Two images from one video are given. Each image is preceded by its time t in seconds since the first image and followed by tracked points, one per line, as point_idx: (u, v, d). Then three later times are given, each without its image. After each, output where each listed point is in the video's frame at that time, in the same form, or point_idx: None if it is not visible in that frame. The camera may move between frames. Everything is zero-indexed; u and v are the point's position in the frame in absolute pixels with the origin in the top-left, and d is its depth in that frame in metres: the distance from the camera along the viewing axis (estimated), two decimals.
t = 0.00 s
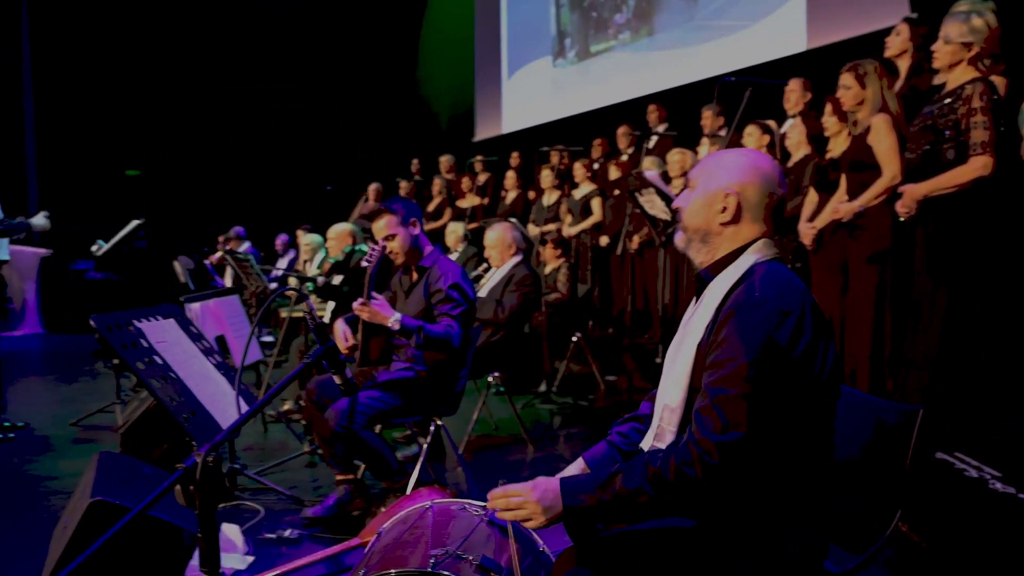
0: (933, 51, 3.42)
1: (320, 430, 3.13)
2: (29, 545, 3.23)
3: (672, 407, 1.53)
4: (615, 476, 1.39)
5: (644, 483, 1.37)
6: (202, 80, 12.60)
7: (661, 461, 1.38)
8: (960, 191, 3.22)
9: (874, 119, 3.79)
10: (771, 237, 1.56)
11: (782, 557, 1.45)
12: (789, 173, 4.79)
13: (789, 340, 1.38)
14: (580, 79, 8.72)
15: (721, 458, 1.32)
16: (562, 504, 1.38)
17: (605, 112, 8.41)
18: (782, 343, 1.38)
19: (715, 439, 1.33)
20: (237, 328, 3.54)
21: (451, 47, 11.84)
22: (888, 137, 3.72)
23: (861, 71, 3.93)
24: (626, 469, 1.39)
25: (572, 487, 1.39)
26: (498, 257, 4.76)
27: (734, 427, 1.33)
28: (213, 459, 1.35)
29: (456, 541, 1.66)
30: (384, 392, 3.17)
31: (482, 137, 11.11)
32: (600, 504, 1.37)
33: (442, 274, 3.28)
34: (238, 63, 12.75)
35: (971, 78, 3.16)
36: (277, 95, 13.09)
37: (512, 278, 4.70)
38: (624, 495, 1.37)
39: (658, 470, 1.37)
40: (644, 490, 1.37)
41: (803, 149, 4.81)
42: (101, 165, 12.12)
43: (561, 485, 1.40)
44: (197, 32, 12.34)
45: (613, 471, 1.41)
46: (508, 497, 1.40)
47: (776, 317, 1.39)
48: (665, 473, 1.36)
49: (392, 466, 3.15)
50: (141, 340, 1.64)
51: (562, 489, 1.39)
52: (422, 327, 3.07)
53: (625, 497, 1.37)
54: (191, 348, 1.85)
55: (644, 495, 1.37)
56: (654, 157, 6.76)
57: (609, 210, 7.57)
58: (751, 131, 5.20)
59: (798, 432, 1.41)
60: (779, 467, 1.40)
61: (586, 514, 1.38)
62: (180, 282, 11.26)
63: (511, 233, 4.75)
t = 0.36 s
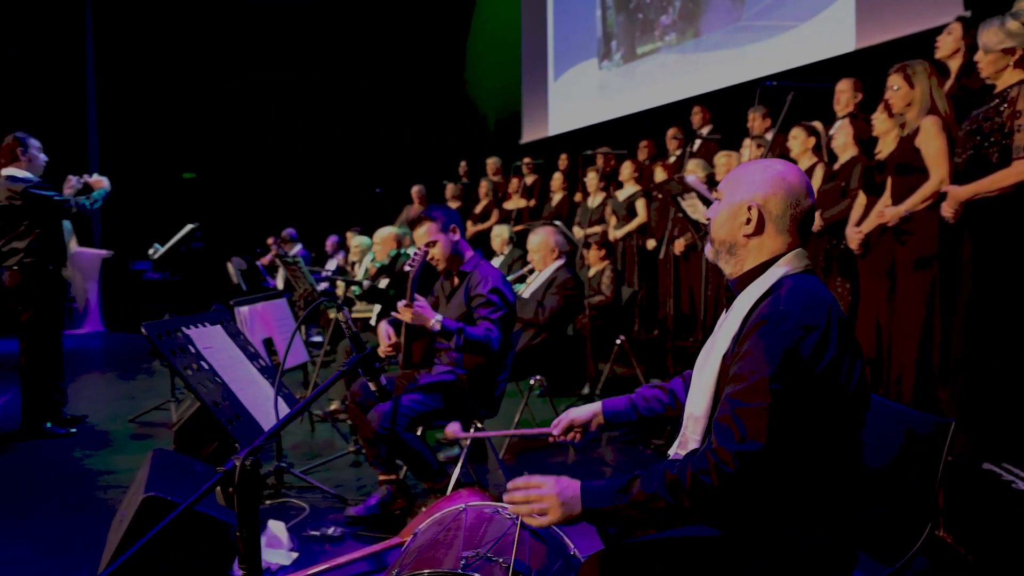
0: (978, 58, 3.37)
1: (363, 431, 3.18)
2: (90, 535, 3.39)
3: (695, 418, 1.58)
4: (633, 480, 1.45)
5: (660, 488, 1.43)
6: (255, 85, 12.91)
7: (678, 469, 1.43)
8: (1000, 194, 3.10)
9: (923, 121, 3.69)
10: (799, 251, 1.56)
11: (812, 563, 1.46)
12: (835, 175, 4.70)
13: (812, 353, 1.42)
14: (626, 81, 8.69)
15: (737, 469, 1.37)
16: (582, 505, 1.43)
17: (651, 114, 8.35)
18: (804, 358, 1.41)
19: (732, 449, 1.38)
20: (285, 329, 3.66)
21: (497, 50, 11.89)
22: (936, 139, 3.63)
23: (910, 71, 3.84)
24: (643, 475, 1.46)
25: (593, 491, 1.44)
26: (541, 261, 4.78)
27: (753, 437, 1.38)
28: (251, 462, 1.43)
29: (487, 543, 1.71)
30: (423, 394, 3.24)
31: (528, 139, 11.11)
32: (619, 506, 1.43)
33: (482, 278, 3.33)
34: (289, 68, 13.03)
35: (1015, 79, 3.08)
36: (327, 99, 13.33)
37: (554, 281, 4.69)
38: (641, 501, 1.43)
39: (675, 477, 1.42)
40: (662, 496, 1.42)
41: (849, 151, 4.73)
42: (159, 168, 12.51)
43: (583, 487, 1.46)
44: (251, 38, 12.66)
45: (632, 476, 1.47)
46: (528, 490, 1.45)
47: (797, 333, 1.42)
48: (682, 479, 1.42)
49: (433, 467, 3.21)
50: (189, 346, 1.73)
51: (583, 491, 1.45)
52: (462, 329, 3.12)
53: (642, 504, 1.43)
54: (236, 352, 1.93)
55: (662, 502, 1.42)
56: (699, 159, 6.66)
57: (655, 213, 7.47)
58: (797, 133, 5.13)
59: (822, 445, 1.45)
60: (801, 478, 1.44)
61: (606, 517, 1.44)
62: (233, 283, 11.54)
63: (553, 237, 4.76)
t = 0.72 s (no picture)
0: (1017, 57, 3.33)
1: (396, 430, 3.27)
2: (134, 523, 3.57)
3: (705, 418, 1.61)
4: (640, 476, 1.52)
5: (666, 484, 1.48)
6: (300, 89, 13.14)
7: (685, 464, 1.48)
8: None
9: (963, 121, 3.64)
10: (808, 256, 1.58)
11: (813, 563, 1.48)
12: (876, 176, 4.65)
13: (820, 355, 1.44)
14: (664, 82, 8.62)
15: (745, 465, 1.41)
16: (591, 503, 1.51)
17: (689, 114, 8.27)
18: (810, 359, 1.44)
19: (740, 447, 1.41)
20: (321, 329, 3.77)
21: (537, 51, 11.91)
22: (977, 140, 3.58)
23: (951, 69, 3.78)
24: (650, 471, 1.52)
25: (602, 487, 1.52)
26: (575, 262, 4.80)
27: (760, 434, 1.41)
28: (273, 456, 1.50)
29: (505, 538, 1.76)
30: (459, 393, 3.29)
31: (567, 140, 11.11)
32: (626, 502, 1.50)
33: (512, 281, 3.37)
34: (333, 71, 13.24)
35: None
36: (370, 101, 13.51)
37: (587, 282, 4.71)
38: (648, 496, 1.49)
39: (681, 472, 1.47)
40: (666, 492, 1.48)
41: (890, 153, 4.62)
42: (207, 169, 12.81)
43: (594, 484, 1.53)
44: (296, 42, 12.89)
45: (640, 473, 1.54)
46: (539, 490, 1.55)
47: (803, 334, 1.45)
48: (686, 475, 1.46)
49: (463, 466, 3.27)
50: (223, 346, 1.82)
51: (594, 488, 1.52)
52: (491, 332, 3.22)
53: (648, 499, 1.49)
54: (269, 352, 2.02)
55: (667, 497, 1.48)
56: (738, 160, 6.60)
57: (693, 215, 7.41)
58: (835, 133, 5.09)
59: (829, 447, 1.46)
60: (808, 477, 1.46)
61: (613, 512, 1.50)
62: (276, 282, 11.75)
63: (587, 239, 4.79)
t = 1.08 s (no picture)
0: None
1: (427, 432, 3.30)
2: (173, 518, 3.69)
3: (725, 431, 1.60)
4: (664, 482, 1.46)
5: (690, 493, 1.43)
6: (340, 91, 13.31)
7: (709, 476, 1.43)
8: None
9: (1001, 121, 3.59)
10: (827, 266, 1.56)
11: None
12: (916, 177, 4.57)
13: (839, 368, 1.41)
14: (702, 82, 8.51)
15: (767, 481, 1.37)
16: (613, 501, 1.45)
17: (728, 114, 8.16)
18: (830, 373, 1.41)
19: (761, 462, 1.38)
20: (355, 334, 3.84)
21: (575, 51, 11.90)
22: (1015, 140, 3.53)
23: (990, 69, 3.72)
24: (674, 477, 1.46)
25: (625, 488, 1.46)
26: (608, 265, 4.80)
27: (781, 451, 1.38)
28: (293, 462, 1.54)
29: (525, 541, 1.79)
30: (486, 396, 3.33)
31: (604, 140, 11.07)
32: (648, 506, 1.45)
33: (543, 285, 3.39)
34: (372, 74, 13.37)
35: None
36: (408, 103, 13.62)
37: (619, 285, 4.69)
38: (671, 502, 1.44)
39: (704, 484, 1.42)
40: (689, 501, 1.43)
41: (932, 153, 4.55)
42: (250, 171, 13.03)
43: (617, 484, 1.47)
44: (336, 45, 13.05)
45: (664, 478, 1.48)
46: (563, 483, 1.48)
47: (822, 347, 1.42)
48: (710, 487, 1.41)
49: (493, 468, 3.31)
50: (251, 350, 1.88)
51: (617, 488, 1.46)
52: (523, 337, 3.24)
53: (668, 505, 1.44)
54: (297, 356, 2.08)
55: (689, 507, 1.43)
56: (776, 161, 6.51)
57: (731, 216, 7.33)
58: (874, 133, 5.01)
59: (848, 461, 1.44)
60: (825, 493, 1.44)
61: (634, 514, 1.45)
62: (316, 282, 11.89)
63: (621, 242, 4.78)
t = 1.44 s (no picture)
0: None
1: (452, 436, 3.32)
2: (198, 515, 3.75)
3: (739, 442, 1.58)
4: (673, 494, 1.45)
5: (699, 505, 1.42)
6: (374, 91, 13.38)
7: (718, 488, 1.41)
8: None
9: None
10: (845, 276, 1.53)
11: None
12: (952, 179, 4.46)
13: (853, 380, 1.38)
14: (735, 81, 8.39)
15: (776, 493, 1.34)
16: (622, 512, 1.44)
17: (762, 113, 8.04)
18: (843, 384, 1.38)
19: (771, 474, 1.35)
20: (383, 338, 3.90)
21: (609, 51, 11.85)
22: None
23: None
24: (684, 489, 1.45)
25: (635, 501, 1.45)
26: (637, 267, 4.77)
27: (792, 464, 1.35)
28: (298, 470, 1.60)
29: (538, 549, 1.80)
30: (509, 400, 3.33)
31: (638, 139, 10.96)
32: (657, 519, 1.44)
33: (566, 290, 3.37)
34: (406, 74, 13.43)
35: None
36: (441, 103, 13.66)
37: (647, 286, 4.65)
38: (678, 515, 1.43)
39: (713, 496, 1.41)
40: (698, 514, 1.41)
41: (968, 153, 4.41)
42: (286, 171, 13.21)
43: (626, 494, 1.46)
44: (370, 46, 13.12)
45: (673, 490, 1.47)
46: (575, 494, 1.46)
47: (837, 358, 1.39)
48: (719, 499, 1.40)
49: (516, 472, 3.31)
50: (269, 356, 1.92)
51: (627, 498, 1.45)
52: (546, 342, 3.23)
53: (678, 517, 1.43)
54: (316, 361, 2.11)
55: (697, 520, 1.42)
56: (810, 160, 6.38)
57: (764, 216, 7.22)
58: (910, 134, 4.91)
59: (863, 476, 1.41)
60: (839, 506, 1.41)
61: (643, 528, 1.45)
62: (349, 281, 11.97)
63: (649, 244, 4.78)
